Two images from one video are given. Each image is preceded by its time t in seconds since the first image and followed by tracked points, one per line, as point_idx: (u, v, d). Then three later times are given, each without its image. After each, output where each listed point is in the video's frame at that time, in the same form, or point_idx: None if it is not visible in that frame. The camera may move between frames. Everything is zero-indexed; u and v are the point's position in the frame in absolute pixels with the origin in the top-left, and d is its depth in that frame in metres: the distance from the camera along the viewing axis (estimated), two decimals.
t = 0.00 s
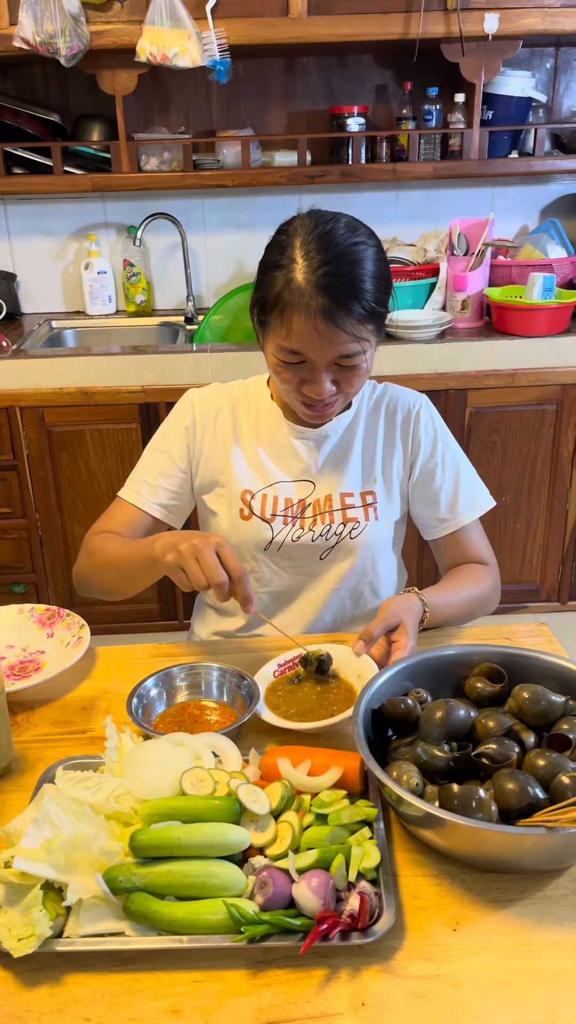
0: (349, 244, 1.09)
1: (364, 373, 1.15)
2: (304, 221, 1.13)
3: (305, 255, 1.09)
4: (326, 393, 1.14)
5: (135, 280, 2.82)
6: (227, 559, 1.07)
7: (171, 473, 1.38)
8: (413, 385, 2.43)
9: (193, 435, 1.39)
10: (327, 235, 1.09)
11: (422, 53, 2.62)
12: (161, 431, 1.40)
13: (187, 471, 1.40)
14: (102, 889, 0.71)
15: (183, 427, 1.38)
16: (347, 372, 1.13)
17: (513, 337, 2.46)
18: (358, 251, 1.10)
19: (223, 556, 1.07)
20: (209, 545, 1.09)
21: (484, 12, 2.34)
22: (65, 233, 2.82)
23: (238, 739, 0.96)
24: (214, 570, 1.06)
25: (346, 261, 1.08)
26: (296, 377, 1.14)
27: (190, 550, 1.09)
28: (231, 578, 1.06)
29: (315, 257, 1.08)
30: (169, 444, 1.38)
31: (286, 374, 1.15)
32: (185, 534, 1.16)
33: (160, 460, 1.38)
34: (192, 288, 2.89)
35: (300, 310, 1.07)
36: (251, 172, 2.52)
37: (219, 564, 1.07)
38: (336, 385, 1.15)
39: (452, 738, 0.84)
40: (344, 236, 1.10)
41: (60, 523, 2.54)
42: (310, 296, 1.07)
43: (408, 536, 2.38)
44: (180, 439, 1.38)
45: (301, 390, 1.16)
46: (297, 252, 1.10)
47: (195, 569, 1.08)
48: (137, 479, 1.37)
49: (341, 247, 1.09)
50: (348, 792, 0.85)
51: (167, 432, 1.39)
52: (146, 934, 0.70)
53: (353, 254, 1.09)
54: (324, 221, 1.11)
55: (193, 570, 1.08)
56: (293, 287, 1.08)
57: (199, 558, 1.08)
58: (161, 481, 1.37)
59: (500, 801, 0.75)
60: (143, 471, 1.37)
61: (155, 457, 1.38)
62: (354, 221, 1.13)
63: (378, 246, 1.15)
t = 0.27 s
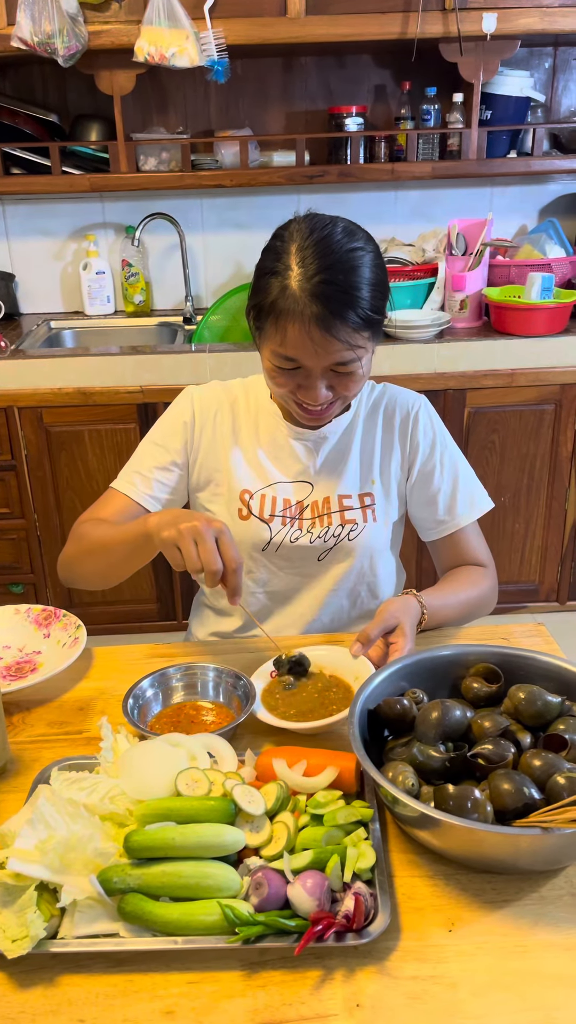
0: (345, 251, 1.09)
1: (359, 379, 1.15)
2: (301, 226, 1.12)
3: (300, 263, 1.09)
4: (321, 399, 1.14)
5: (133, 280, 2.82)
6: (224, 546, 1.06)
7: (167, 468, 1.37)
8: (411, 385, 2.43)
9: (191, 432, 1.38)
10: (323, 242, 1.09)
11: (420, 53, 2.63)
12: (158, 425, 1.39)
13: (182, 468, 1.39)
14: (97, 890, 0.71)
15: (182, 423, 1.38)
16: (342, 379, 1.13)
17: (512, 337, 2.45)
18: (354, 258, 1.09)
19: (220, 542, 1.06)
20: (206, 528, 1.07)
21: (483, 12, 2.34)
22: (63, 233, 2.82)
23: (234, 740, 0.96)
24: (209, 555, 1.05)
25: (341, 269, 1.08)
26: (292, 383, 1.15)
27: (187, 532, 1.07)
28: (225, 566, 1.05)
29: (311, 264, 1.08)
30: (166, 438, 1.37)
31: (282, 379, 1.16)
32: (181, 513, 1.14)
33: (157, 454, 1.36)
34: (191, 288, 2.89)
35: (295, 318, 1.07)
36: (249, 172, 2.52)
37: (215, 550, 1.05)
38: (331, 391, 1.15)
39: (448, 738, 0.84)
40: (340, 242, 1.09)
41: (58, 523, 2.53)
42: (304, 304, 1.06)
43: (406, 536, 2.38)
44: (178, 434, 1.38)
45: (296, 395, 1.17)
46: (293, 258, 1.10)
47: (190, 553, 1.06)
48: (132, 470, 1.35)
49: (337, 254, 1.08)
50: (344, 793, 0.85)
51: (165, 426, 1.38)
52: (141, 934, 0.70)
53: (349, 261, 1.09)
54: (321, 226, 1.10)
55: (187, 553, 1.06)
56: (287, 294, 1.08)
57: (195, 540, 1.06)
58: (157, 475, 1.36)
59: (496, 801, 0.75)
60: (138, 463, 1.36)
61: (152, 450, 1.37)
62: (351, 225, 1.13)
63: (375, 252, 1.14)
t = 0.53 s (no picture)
0: (346, 257, 1.08)
1: (358, 384, 1.15)
2: (302, 228, 1.11)
3: (300, 268, 1.08)
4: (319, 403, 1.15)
5: (133, 280, 2.82)
6: (246, 554, 1.02)
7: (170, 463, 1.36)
8: (411, 384, 2.43)
9: (195, 428, 1.38)
10: (324, 247, 1.08)
11: (420, 53, 2.62)
12: (162, 420, 1.37)
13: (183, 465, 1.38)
14: (95, 890, 0.71)
15: (187, 418, 1.37)
16: (341, 384, 1.14)
17: (512, 336, 2.45)
18: (355, 263, 1.08)
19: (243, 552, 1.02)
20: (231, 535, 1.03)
21: (482, 12, 2.33)
22: (63, 233, 2.82)
23: (233, 739, 0.96)
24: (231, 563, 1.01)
25: (342, 276, 1.07)
26: (291, 387, 1.15)
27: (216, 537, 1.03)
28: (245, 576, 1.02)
29: (311, 270, 1.07)
30: (170, 432, 1.36)
31: (281, 383, 1.16)
32: (206, 513, 1.09)
33: (162, 448, 1.35)
34: (191, 288, 2.89)
35: (294, 325, 1.07)
36: (249, 172, 2.52)
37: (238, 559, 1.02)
38: (331, 395, 1.16)
39: (447, 738, 0.84)
40: (341, 247, 1.08)
41: (58, 523, 2.53)
42: (304, 311, 1.06)
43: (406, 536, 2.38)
44: (182, 429, 1.37)
45: (296, 399, 1.17)
46: (293, 263, 1.09)
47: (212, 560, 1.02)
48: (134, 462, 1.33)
49: (338, 260, 1.07)
50: (343, 792, 0.85)
51: (170, 421, 1.37)
52: (139, 934, 0.70)
53: (350, 266, 1.08)
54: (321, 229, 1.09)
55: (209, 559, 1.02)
56: (287, 301, 1.07)
57: (219, 546, 1.02)
58: (159, 469, 1.34)
59: (495, 801, 0.75)
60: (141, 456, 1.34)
61: (155, 444, 1.35)
62: (352, 228, 1.12)
63: (376, 255, 1.13)
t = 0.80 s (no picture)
0: (347, 261, 1.08)
1: (360, 387, 1.15)
2: (304, 231, 1.11)
3: (301, 272, 1.08)
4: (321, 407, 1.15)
5: (134, 281, 2.82)
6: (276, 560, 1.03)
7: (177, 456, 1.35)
8: (412, 384, 2.43)
9: (203, 422, 1.37)
10: (324, 251, 1.08)
11: (420, 53, 2.62)
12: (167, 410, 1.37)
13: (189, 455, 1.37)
14: (96, 890, 0.71)
15: (196, 412, 1.37)
16: (342, 387, 1.14)
17: (513, 336, 2.45)
18: (356, 267, 1.08)
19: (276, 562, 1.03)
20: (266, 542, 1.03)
21: (482, 11, 2.33)
22: (64, 233, 2.82)
23: (234, 739, 0.96)
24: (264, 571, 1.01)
25: (342, 279, 1.07)
26: (292, 390, 1.15)
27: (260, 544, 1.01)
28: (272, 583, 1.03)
29: (312, 274, 1.07)
30: (177, 425, 1.35)
31: (283, 386, 1.16)
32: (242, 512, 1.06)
33: (168, 439, 1.34)
34: (191, 288, 2.89)
35: (295, 330, 1.07)
36: (249, 172, 2.52)
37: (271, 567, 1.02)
38: (332, 398, 1.16)
39: (448, 738, 0.84)
40: (342, 251, 1.08)
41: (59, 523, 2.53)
42: (305, 315, 1.06)
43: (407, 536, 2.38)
44: (190, 422, 1.36)
45: (298, 402, 1.17)
46: (294, 266, 1.09)
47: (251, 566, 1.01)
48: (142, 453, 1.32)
49: (339, 263, 1.07)
50: (344, 792, 0.85)
51: (180, 414, 1.36)
52: (141, 934, 0.70)
53: (351, 270, 1.08)
54: (323, 233, 1.09)
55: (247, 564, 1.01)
56: (288, 304, 1.07)
57: (254, 547, 1.01)
58: (167, 461, 1.33)
59: (496, 800, 0.75)
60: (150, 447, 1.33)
61: (164, 436, 1.34)
62: (353, 231, 1.11)
63: (378, 258, 1.13)
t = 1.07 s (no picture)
0: (353, 262, 1.08)
1: (363, 388, 1.15)
2: (311, 231, 1.11)
3: (307, 272, 1.08)
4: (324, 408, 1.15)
5: (134, 281, 2.82)
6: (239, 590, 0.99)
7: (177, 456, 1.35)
8: (412, 384, 2.43)
9: (203, 422, 1.38)
10: (331, 251, 1.08)
11: (421, 53, 2.63)
12: (168, 410, 1.37)
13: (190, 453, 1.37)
14: (95, 890, 0.71)
15: (194, 412, 1.37)
16: (346, 388, 1.14)
17: (513, 336, 2.45)
18: (363, 268, 1.08)
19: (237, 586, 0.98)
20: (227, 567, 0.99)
21: (483, 12, 2.34)
22: (64, 234, 2.82)
23: (233, 740, 0.96)
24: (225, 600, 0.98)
25: (349, 280, 1.07)
26: (296, 390, 1.15)
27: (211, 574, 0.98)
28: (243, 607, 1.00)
29: (318, 275, 1.07)
30: (178, 426, 1.36)
31: (286, 386, 1.16)
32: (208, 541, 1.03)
33: (168, 439, 1.35)
34: (192, 288, 2.89)
35: (301, 331, 1.07)
36: (250, 173, 2.52)
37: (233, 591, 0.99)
38: (335, 400, 1.16)
39: (447, 739, 0.84)
40: (348, 252, 1.08)
41: (60, 523, 2.54)
42: (311, 316, 1.06)
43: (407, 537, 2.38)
44: (189, 423, 1.36)
45: (301, 403, 1.17)
46: (300, 266, 1.09)
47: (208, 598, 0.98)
48: (142, 455, 1.33)
49: (345, 264, 1.07)
50: (343, 793, 0.85)
51: (178, 415, 1.36)
52: (140, 934, 0.70)
53: (357, 271, 1.08)
54: (330, 233, 1.09)
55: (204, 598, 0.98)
56: (293, 304, 1.07)
57: (210, 582, 0.98)
58: (167, 462, 1.34)
59: (495, 801, 0.75)
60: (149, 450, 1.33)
61: (164, 438, 1.34)
62: (360, 231, 1.11)
63: (384, 259, 1.13)
